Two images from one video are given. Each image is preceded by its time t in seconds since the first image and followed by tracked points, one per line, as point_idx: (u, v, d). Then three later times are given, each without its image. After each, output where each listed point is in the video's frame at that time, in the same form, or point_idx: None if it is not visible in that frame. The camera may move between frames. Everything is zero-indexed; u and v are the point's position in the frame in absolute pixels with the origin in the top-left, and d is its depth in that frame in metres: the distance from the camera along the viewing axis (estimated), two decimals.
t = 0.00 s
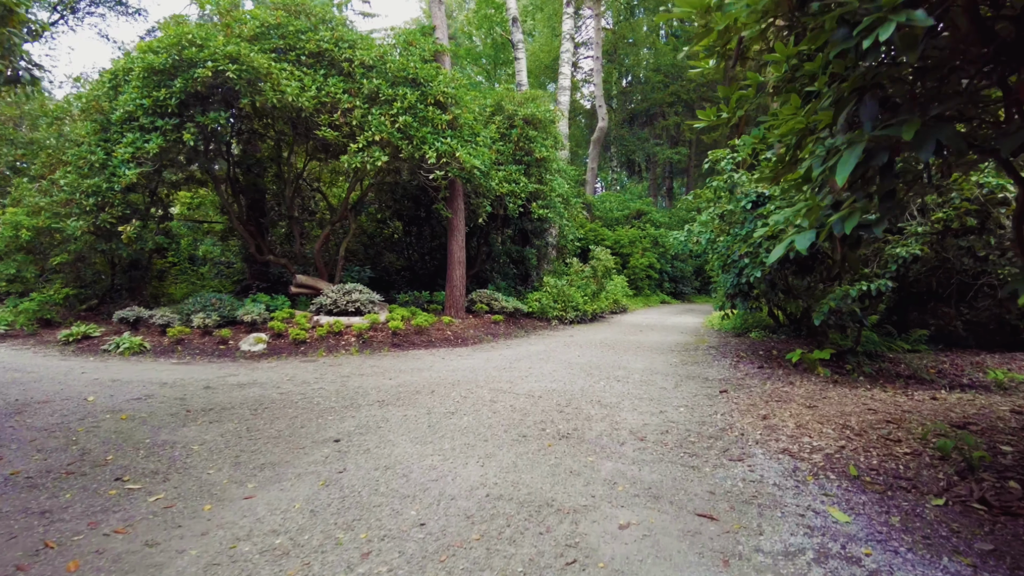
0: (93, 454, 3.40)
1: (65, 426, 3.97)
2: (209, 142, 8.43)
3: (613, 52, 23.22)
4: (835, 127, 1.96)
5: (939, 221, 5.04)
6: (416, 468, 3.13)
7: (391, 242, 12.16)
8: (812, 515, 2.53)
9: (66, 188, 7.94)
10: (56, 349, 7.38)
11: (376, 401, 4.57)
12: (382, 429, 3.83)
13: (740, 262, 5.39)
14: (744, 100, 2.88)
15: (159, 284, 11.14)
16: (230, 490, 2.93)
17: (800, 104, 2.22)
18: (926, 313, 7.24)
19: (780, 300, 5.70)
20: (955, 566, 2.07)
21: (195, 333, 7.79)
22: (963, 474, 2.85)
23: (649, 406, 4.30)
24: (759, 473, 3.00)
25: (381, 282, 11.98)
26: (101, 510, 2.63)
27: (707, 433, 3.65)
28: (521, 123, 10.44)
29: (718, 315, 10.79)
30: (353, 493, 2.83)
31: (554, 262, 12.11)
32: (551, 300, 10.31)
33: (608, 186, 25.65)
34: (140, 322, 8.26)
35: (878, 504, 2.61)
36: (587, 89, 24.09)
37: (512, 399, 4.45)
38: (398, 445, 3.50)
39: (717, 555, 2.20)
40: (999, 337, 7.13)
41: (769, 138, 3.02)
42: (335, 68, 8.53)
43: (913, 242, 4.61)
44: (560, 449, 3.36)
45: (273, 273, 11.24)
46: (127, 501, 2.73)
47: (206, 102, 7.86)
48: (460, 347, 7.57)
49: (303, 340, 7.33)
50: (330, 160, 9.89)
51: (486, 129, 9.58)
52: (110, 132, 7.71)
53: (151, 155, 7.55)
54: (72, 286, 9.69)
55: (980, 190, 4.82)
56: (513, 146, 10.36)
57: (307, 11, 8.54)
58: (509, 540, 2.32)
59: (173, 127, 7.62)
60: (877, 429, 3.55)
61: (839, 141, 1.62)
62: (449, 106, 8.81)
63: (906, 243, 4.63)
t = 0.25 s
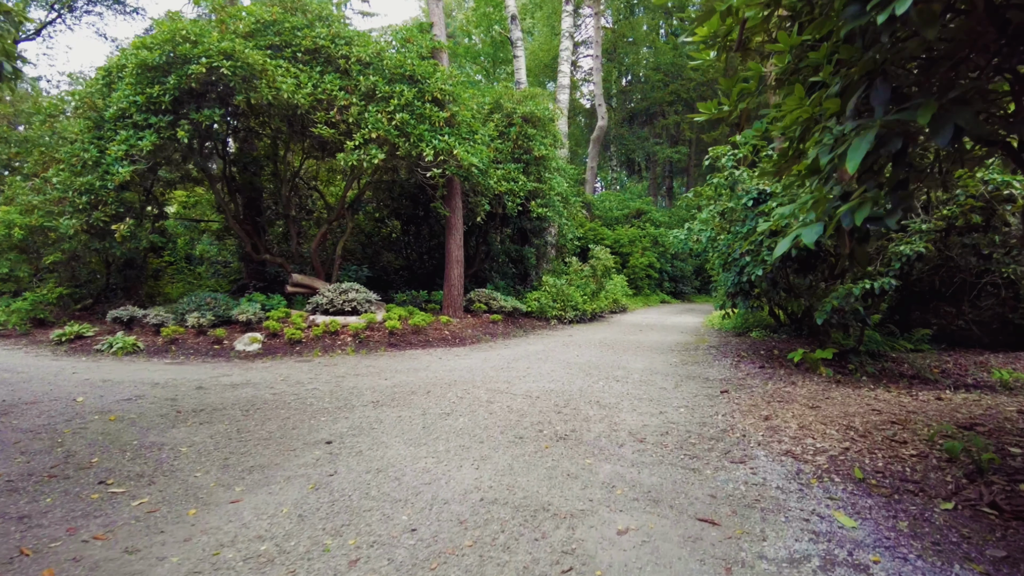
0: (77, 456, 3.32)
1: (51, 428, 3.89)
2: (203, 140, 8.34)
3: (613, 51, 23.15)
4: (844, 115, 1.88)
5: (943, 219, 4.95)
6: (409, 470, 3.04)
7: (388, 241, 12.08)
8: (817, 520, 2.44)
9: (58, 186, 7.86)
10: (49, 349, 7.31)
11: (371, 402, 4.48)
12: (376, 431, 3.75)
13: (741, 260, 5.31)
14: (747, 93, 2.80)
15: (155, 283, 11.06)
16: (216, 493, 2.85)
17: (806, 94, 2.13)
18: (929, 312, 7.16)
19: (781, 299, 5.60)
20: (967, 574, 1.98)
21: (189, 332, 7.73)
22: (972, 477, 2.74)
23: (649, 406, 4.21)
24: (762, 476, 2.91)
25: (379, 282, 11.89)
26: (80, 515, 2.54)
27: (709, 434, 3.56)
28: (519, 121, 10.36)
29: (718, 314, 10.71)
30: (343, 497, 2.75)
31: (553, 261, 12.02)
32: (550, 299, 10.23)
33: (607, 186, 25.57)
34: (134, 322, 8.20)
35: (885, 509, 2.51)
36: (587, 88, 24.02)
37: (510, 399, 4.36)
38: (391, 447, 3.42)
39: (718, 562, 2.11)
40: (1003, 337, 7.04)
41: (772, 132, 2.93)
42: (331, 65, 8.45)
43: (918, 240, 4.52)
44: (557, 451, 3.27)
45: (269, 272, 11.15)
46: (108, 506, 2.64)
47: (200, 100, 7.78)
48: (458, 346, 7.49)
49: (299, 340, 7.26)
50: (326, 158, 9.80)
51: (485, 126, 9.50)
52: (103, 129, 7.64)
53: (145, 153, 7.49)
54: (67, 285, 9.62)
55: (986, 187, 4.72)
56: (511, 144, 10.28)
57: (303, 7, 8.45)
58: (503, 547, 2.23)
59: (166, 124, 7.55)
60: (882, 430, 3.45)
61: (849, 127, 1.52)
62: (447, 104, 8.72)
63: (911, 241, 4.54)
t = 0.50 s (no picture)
0: (54, 463, 3.21)
1: (29, 432, 3.77)
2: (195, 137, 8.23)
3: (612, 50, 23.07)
4: (851, 103, 1.77)
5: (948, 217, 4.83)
6: (396, 478, 2.93)
7: (385, 241, 11.97)
8: (821, 531, 2.31)
9: (47, 185, 7.74)
10: (37, 350, 7.19)
11: (361, 405, 4.36)
12: (364, 435, 3.63)
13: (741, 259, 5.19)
14: (746, 86, 2.69)
15: (148, 283, 10.94)
16: (194, 502, 2.73)
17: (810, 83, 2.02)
18: (931, 312, 7.04)
19: (782, 299, 5.49)
20: None
21: (181, 333, 7.63)
22: (982, 484, 2.60)
23: (647, 410, 4.10)
24: (763, 483, 2.79)
25: (375, 282, 11.70)
26: (48, 526, 2.42)
27: (708, 439, 3.44)
28: (517, 119, 10.24)
29: (717, 315, 10.60)
30: (326, 506, 2.63)
31: (551, 261, 11.90)
32: (548, 299, 10.12)
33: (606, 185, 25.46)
34: (124, 323, 8.10)
35: (891, 518, 2.38)
36: (586, 86, 23.92)
37: (504, 402, 4.24)
38: (379, 453, 3.30)
39: None
40: (1006, 337, 6.92)
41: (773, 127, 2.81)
42: (325, 62, 8.33)
43: (922, 238, 4.40)
44: (551, 456, 3.16)
45: (264, 272, 11.03)
46: (79, 516, 2.52)
47: (192, 97, 7.67)
48: (454, 347, 7.37)
49: (291, 341, 7.15)
50: (321, 156, 9.67)
51: (481, 124, 9.38)
52: (93, 127, 7.53)
53: (135, 151, 7.37)
54: (58, 285, 9.50)
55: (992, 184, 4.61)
56: (508, 142, 10.17)
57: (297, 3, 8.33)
58: (490, 561, 2.11)
59: (157, 122, 7.44)
60: (887, 434, 3.32)
61: (859, 112, 1.42)
62: (443, 101, 8.61)
63: (915, 239, 4.42)
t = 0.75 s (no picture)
0: (23, 474, 3.07)
1: (3, 441, 3.64)
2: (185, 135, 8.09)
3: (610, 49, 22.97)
4: (858, 95, 1.65)
5: (952, 216, 4.71)
6: (380, 490, 2.80)
7: (380, 241, 11.83)
8: (825, 548, 2.18)
9: (33, 184, 7.60)
10: (22, 353, 7.04)
11: (348, 412, 4.22)
12: (350, 444, 3.50)
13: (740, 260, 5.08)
14: (745, 80, 2.56)
15: (139, 285, 10.80)
16: (168, 516, 2.60)
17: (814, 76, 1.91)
18: (933, 313, 6.93)
19: (782, 301, 5.36)
20: None
21: (170, 336, 7.49)
22: (993, 496, 2.46)
23: (644, 416, 3.97)
24: (763, 495, 2.66)
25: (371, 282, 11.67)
26: (8, 545, 2.28)
27: (707, 447, 3.31)
28: (513, 118, 10.12)
29: (716, 316, 10.49)
30: (305, 522, 2.50)
31: (548, 261, 11.77)
32: (545, 300, 9.99)
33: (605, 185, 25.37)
34: (113, 325, 7.98)
35: (898, 534, 2.25)
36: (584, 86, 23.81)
37: (496, 408, 4.11)
38: (365, 463, 3.17)
39: None
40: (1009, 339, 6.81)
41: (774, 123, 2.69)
42: (317, 59, 8.20)
43: (926, 238, 4.28)
44: (543, 466, 3.03)
45: (257, 273, 10.88)
46: (42, 533, 2.39)
47: (181, 95, 7.53)
48: (448, 349, 7.24)
49: (282, 344, 7.03)
50: (314, 155, 9.53)
51: (476, 123, 9.25)
52: (80, 125, 7.40)
53: (123, 149, 7.22)
54: (46, 286, 9.35)
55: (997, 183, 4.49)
56: (504, 141, 10.04)
57: None
58: None
59: (145, 120, 7.30)
60: (892, 442, 3.19)
61: (871, 102, 1.30)
62: (437, 99, 8.48)
63: (919, 239, 4.30)
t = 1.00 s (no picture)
0: None
1: None
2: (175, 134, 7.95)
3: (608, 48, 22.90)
4: (868, 85, 1.54)
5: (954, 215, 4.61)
6: (365, 501, 2.68)
7: (375, 241, 11.71)
8: (829, 563, 2.07)
9: (19, 183, 7.46)
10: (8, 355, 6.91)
11: (337, 416, 4.11)
12: (337, 451, 3.39)
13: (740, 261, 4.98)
14: (745, 74, 2.46)
15: (131, 285, 10.66)
16: (142, 528, 2.48)
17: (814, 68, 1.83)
18: (933, 314, 6.84)
19: (782, 302, 5.26)
20: None
21: (159, 337, 7.37)
22: (1003, 505, 2.35)
23: (641, 420, 3.87)
24: (764, 505, 2.55)
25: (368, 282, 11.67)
26: None
27: (705, 453, 3.21)
28: (509, 116, 10.01)
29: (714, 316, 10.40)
30: (285, 535, 2.38)
31: (545, 262, 11.67)
32: (542, 301, 9.89)
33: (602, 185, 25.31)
34: (101, 326, 7.85)
35: (906, 546, 2.14)
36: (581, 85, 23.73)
37: (489, 412, 4.00)
38: (351, 471, 3.06)
39: None
40: (1011, 340, 6.72)
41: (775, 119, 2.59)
42: (310, 56, 8.08)
43: (929, 238, 4.18)
44: (536, 474, 2.92)
45: (249, 273, 10.75)
46: (7, 548, 2.27)
47: (170, 92, 7.41)
48: (443, 351, 7.13)
49: (273, 345, 6.93)
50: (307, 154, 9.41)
51: (472, 121, 9.15)
52: (68, 124, 7.28)
53: (111, 148, 7.09)
54: (35, 287, 9.22)
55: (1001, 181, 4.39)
56: (500, 140, 9.93)
57: None
58: None
59: (133, 117, 7.17)
60: (895, 447, 3.09)
61: (886, 90, 1.18)
62: (432, 97, 8.36)
63: (922, 239, 4.20)
